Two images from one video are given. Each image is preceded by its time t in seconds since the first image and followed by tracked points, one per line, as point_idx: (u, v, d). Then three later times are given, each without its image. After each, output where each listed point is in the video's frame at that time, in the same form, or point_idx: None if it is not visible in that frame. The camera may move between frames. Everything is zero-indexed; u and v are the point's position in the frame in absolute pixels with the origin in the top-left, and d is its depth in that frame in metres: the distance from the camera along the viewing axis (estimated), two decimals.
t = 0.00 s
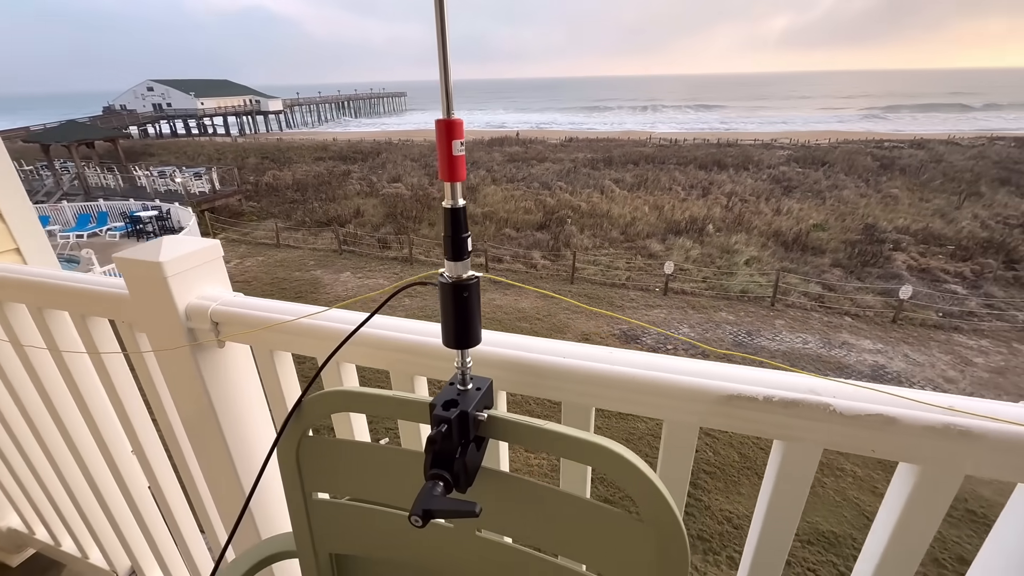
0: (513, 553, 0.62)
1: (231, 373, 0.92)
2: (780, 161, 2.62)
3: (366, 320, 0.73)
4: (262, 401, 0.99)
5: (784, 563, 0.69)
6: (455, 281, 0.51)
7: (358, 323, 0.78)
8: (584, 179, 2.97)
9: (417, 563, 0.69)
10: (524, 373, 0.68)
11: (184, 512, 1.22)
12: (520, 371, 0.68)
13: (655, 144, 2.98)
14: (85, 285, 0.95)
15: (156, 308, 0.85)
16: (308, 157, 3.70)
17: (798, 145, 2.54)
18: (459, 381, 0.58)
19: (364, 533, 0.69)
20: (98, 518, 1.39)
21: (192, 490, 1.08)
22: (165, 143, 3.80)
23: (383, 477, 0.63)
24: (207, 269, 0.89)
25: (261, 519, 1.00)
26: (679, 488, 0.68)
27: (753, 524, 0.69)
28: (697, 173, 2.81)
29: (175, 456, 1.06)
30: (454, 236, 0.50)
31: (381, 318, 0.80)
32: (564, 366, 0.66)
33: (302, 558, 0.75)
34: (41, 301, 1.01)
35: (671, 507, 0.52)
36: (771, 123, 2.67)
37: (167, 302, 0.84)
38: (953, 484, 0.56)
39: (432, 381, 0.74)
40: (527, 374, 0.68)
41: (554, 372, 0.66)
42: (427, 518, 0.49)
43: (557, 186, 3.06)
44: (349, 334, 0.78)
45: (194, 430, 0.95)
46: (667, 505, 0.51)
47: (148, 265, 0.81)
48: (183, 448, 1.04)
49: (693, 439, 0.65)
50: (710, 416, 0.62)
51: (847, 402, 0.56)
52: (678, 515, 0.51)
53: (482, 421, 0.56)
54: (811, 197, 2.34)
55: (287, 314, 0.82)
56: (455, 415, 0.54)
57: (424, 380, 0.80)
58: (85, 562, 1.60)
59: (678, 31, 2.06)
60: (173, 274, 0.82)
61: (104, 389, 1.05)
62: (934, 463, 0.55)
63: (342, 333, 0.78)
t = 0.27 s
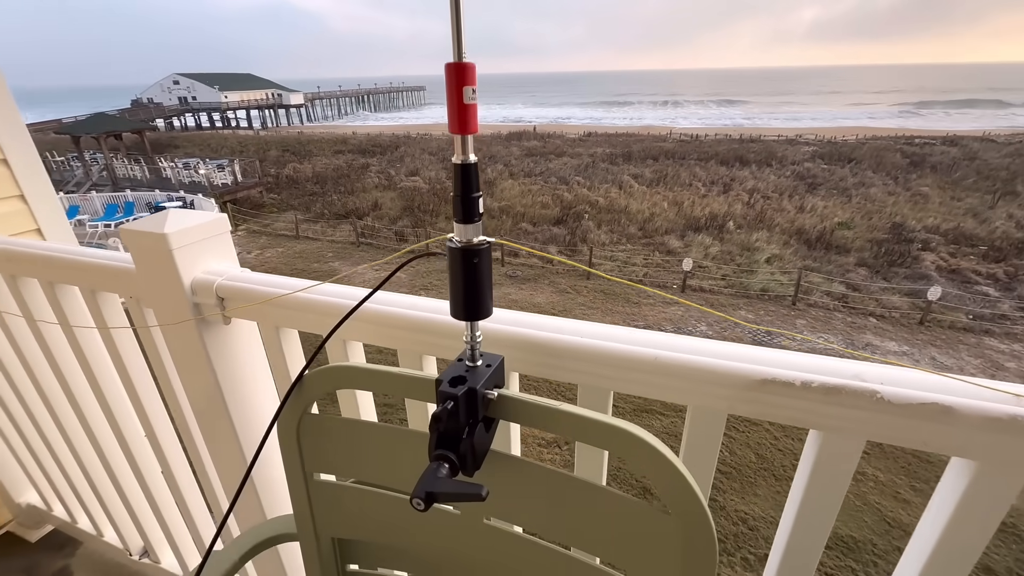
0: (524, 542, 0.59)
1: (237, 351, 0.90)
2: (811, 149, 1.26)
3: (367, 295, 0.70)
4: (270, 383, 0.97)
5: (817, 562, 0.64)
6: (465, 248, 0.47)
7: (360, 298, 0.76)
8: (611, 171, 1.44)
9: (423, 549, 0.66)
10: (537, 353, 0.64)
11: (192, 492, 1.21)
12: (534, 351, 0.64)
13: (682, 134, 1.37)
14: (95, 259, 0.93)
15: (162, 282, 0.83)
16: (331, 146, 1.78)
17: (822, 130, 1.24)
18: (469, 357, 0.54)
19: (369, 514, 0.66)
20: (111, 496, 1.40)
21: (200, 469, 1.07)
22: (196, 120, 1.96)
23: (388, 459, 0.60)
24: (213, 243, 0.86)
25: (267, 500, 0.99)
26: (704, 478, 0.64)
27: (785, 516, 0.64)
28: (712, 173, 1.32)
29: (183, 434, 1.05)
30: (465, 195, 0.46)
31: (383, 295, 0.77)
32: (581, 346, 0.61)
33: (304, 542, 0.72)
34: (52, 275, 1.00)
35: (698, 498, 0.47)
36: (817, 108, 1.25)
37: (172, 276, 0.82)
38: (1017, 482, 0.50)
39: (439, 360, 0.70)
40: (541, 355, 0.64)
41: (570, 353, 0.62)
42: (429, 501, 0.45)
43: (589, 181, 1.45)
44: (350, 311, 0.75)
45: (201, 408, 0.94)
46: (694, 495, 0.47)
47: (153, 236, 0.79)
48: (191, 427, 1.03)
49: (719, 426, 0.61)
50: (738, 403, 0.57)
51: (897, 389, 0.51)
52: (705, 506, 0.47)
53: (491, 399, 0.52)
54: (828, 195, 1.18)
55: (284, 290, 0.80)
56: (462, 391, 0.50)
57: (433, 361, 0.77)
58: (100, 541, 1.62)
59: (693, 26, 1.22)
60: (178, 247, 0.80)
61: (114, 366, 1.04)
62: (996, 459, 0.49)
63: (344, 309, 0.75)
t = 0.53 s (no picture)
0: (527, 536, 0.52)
1: (237, 323, 0.87)
2: (843, 151, 0.81)
3: (353, 260, 0.65)
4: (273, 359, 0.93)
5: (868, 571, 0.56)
6: (461, 190, 0.42)
7: (347, 264, 0.71)
8: (630, 181, 0.92)
9: (418, 536, 0.60)
10: (544, 327, 0.58)
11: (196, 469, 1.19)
12: (541, 325, 0.58)
13: (705, 136, 0.91)
14: (98, 225, 0.91)
15: (160, 247, 0.80)
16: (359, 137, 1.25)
17: (860, 123, 0.81)
18: (464, 324, 0.48)
19: (361, 499, 0.61)
20: (122, 470, 1.39)
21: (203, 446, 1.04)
22: (241, 112, 1.50)
23: (378, 439, 0.54)
24: (214, 209, 0.82)
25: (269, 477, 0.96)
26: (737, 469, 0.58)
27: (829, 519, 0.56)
28: (734, 177, 0.87)
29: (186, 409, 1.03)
30: (459, 128, 0.42)
31: (371, 260, 0.72)
32: (592, 319, 0.55)
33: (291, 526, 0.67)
34: (60, 242, 0.98)
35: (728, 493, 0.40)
36: (843, 108, 0.83)
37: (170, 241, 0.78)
38: None
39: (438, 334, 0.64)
40: (549, 329, 0.58)
41: (578, 326, 0.55)
42: (409, 480, 0.39)
43: (606, 181, 0.94)
44: (336, 276, 0.70)
45: (201, 382, 0.91)
46: (723, 489, 0.40)
47: (149, 198, 0.75)
48: (194, 403, 1.00)
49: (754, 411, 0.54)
50: (768, 387, 0.50)
51: (969, 374, 0.43)
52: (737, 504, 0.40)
53: (484, 371, 0.46)
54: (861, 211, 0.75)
55: (264, 254, 0.76)
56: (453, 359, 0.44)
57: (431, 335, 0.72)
58: (114, 514, 1.64)
59: (729, 23, 0.83)
60: (174, 211, 0.76)
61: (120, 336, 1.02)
62: None
63: (330, 275, 0.71)
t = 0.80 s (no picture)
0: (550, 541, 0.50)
1: (244, 299, 0.83)
2: (884, 156, 0.51)
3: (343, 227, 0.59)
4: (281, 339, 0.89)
5: None
6: (471, 123, 0.37)
7: (339, 232, 0.66)
8: (651, 189, 0.61)
9: (429, 525, 0.58)
10: (587, 306, 0.56)
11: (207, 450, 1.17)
12: (582, 303, 0.57)
13: (738, 138, 0.58)
14: (107, 197, 0.87)
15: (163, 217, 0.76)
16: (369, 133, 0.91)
17: (910, 124, 0.50)
18: (474, 294, 0.42)
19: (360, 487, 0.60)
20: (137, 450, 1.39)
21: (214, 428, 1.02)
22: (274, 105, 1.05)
23: (364, 422, 0.51)
24: (218, 178, 0.77)
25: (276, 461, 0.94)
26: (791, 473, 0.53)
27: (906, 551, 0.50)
28: (765, 183, 0.57)
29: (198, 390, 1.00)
30: (469, 45, 0.36)
31: (364, 230, 0.67)
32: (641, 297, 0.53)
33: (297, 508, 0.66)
34: (72, 214, 0.95)
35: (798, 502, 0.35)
36: (889, 110, 0.50)
37: (172, 211, 0.74)
38: None
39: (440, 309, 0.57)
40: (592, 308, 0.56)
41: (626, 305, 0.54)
42: (395, 479, 0.33)
43: (632, 184, 0.63)
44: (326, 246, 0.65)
45: (208, 361, 0.87)
46: (791, 497, 0.35)
47: (149, 163, 0.71)
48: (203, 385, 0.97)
49: (794, 408, 0.51)
50: (833, 375, 0.45)
51: None
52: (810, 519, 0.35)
53: (501, 352, 0.41)
54: (901, 224, 0.51)
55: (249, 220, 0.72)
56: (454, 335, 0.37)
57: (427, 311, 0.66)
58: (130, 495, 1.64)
59: None
60: (174, 178, 0.71)
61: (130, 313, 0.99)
62: None
63: (320, 244, 0.66)
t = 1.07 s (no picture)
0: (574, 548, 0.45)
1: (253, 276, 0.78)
2: (922, 158, 0.46)
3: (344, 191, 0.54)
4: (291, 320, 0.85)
5: None
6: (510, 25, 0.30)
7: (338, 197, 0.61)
8: (678, 191, 0.58)
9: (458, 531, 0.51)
10: (632, 277, 0.48)
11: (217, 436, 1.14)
12: (629, 274, 0.48)
13: (768, 140, 0.52)
14: (117, 168, 0.84)
15: (169, 183, 0.72)
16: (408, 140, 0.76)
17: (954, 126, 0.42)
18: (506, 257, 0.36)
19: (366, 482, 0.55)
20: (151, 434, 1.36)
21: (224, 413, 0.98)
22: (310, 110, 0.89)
23: (373, 401, 0.47)
24: (227, 145, 0.73)
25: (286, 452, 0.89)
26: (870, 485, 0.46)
27: None
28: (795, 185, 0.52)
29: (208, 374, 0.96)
30: None
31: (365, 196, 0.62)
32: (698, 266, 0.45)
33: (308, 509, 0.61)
34: (83, 187, 0.92)
35: (916, 475, 0.30)
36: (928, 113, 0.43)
37: (177, 177, 0.70)
38: None
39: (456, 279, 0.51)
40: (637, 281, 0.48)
41: (679, 277, 0.46)
42: (406, 481, 0.27)
43: (657, 186, 0.60)
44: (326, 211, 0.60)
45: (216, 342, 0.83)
46: (899, 466, 0.30)
47: (154, 124, 0.67)
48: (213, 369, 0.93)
49: (869, 399, 0.44)
50: (939, 362, 0.37)
51: None
52: (942, 496, 0.29)
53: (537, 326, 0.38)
54: (940, 229, 0.47)
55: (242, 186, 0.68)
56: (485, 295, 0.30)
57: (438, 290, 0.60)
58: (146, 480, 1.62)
59: None
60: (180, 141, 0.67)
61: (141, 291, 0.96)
62: None
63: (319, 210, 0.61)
